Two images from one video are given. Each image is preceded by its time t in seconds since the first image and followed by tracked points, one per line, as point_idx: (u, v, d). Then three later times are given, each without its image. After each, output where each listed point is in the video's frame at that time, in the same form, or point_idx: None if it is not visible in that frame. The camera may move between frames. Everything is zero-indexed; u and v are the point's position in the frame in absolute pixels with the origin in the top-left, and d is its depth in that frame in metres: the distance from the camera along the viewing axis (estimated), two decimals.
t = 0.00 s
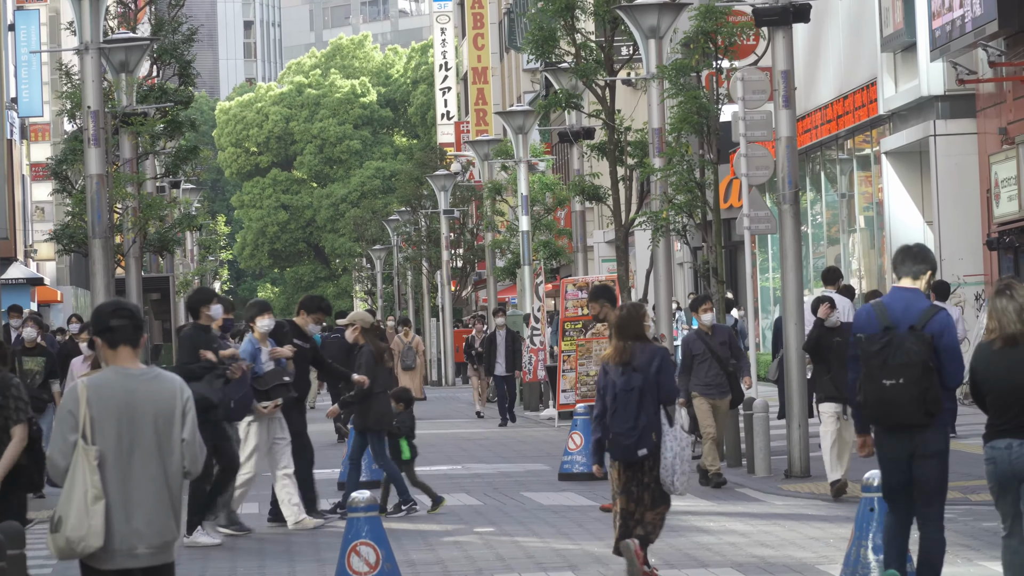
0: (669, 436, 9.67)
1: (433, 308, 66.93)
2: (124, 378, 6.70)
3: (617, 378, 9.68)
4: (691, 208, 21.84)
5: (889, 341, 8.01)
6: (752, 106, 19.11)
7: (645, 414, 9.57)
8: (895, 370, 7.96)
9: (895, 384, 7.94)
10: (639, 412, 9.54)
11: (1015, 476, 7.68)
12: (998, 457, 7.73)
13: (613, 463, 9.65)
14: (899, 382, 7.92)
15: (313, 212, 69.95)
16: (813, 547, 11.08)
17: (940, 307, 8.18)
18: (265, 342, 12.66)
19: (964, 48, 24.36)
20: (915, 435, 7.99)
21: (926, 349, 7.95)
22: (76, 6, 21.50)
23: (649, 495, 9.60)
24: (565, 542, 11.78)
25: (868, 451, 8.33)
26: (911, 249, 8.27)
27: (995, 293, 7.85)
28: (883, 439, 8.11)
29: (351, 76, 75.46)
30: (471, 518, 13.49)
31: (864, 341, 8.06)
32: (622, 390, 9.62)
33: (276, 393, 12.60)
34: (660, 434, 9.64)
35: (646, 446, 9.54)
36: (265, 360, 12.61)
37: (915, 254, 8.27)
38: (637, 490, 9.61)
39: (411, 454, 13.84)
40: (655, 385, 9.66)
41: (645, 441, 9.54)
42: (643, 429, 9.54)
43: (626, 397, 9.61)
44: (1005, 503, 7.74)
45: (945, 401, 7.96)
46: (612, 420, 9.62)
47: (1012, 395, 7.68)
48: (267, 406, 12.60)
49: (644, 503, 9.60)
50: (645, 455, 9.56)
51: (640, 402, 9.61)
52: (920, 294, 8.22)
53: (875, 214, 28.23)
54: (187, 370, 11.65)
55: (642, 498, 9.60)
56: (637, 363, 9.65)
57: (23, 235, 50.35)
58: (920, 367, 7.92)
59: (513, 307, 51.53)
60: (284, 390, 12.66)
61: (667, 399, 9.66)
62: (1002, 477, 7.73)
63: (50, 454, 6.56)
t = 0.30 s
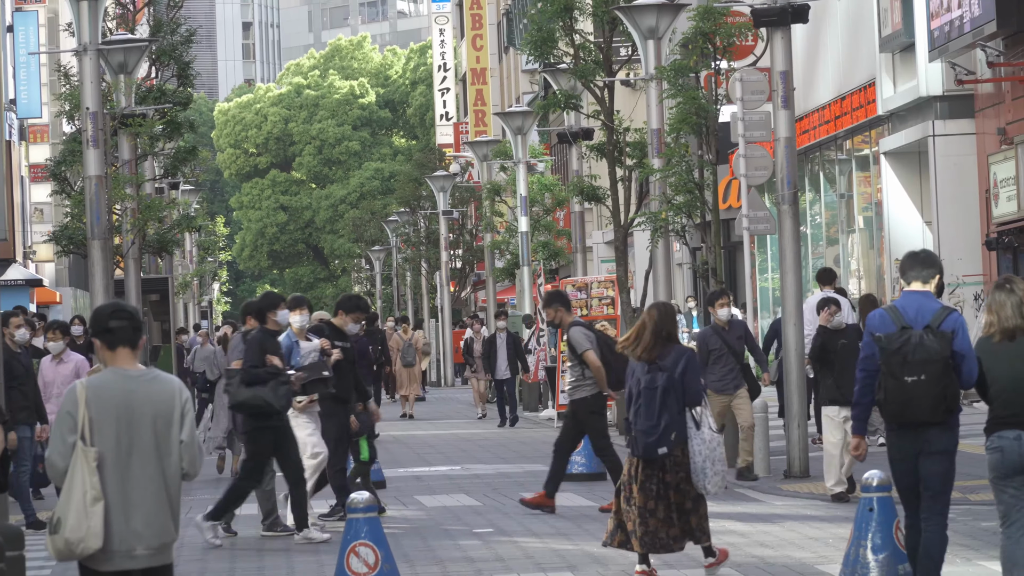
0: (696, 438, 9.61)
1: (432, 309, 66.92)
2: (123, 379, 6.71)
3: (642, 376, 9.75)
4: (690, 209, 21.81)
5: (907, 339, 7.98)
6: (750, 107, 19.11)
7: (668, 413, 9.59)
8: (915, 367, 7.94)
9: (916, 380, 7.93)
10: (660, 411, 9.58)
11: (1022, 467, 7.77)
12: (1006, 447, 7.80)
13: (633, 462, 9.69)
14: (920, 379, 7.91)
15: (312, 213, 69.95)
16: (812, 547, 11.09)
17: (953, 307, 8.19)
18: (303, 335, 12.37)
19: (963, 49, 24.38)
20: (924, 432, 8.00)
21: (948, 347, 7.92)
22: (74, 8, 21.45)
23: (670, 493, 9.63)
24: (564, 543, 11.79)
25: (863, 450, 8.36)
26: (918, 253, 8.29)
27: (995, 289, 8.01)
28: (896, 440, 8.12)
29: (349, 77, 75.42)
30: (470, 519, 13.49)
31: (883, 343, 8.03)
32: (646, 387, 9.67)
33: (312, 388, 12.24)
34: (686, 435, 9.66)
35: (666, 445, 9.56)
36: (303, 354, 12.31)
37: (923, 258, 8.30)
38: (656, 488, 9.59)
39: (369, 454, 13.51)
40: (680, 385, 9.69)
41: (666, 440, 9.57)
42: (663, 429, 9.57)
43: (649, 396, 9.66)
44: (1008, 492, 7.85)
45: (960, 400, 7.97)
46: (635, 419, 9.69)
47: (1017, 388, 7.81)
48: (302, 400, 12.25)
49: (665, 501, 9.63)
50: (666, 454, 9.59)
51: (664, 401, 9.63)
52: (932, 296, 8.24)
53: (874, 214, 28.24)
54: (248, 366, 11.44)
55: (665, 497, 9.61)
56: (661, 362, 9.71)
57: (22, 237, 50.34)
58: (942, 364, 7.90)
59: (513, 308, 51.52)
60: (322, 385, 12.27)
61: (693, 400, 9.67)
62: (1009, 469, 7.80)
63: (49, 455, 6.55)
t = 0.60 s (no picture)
0: (726, 437, 9.93)
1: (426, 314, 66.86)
2: (117, 385, 6.70)
3: (677, 374, 10.13)
4: (683, 213, 21.76)
5: (908, 341, 8.18)
6: (743, 110, 19.10)
7: (698, 411, 9.95)
8: (918, 369, 8.13)
9: (918, 382, 8.13)
10: (690, 409, 9.94)
11: None
12: (1019, 453, 8.00)
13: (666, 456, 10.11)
14: (923, 380, 8.12)
15: (306, 219, 69.89)
16: (806, 551, 11.10)
17: (950, 308, 8.42)
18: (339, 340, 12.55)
19: (956, 52, 24.41)
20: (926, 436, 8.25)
21: (948, 347, 8.15)
22: (67, 13, 21.36)
23: (697, 488, 10.00)
24: (558, 547, 11.80)
25: (878, 455, 8.52)
26: (913, 256, 8.54)
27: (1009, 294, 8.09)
28: (897, 441, 8.36)
29: (343, 83, 75.39)
30: (465, 524, 13.50)
31: (884, 344, 8.26)
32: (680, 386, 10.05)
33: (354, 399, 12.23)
34: (718, 433, 10.00)
35: (696, 442, 9.94)
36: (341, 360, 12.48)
37: (917, 260, 8.53)
38: (685, 483, 10.01)
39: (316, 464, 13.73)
40: (713, 385, 10.04)
41: (696, 438, 9.94)
42: (694, 427, 9.94)
43: (682, 394, 10.04)
44: (1017, 496, 8.10)
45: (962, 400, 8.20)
46: (668, 416, 10.08)
47: None
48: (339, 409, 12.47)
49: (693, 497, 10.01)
50: (697, 451, 9.97)
51: (695, 400, 10.00)
52: (929, 299, 8.49)
53: (867, 218, 28.25)
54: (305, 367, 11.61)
55: (694, 493, 10.00)
56: (696, 362, 10.07)
57: (15, 243, 50.24)
58: (944, 366, 8.10)
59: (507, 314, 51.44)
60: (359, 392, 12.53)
61: (724, 400, 9.99)
62: (1014, 471, 8.03)
63: (43, 461, 6.54)
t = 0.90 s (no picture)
0: (754, 445, 10.18)
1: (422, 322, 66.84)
2: (113, 392, 6.68)
3: (701, 386, 9.94)
4: (679, 221, 21.74)
5: (912, 357, 8.18)
6: (738, 119, 19.11)
7: (725, 420, 9.81)
8: (923, 384, 8.10)
9: (922, 397, 8.10)
10: (719, 419, 9.79)
11: None
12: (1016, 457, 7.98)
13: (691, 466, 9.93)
14: (926, 396, 8.09)
15: (302, 226, 69.86)
16: (802, 559, 11.07)
17: (954, 321, 8.47)
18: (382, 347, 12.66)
19: (951, 60, 24.43)
20: (933, 447, 8.25)
21: (952, 362, 8.15)
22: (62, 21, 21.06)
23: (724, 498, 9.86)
24: (554, 556, 11.77)
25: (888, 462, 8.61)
26: (917, 269, 8.60)
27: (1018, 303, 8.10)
28: (905, 450, 8.35)
29: (338, 90, 75.42)
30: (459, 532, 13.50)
31: (888, 357, 8.28)
32: (706, 397, 9.88)
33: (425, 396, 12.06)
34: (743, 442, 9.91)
35: (724, 451, 9.80)
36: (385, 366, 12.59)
37: (920, 273, 8.60)
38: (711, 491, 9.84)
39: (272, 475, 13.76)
40: (738, 395, 9.91)
41: (723, 446, 9.80)
42: (721, 436, 9.79)
43: (708, 403, 9.86)
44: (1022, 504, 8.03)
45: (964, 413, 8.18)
46: (693, 426, 9.90)
47: None
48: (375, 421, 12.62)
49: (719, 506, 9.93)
50: (723, 460, 9.82)
51: (722, 409, 9.86)
52: (934, 312, 8.56)
53: (863, 226, 28.25)
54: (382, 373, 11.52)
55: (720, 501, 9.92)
56: (723, 374, 9.88)
57: (11, 252, 50.23)
58: (948, 379, 8.10)
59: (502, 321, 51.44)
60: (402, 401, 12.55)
61: (751, 411, 9.88)
62: (1016, 482, 8.01)
63: (40, 468, 6.53)
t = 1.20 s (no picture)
0: (777, 444, 10.03)
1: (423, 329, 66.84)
2: (114, 397, 6.69)
3: (725, 385, 10.17)
4: (680, 229, 21.69)
5: (926, 356, 8.40)
6: (740, 126, 19.09)
7: (751, 420, 10.00)
8: (939, 381, 8.29)
9: (938, 395, 8.28)
10: (745, 417, 9.98)
11: None
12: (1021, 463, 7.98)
13: (717, 466, 10.07)
14: (942, 394, 8.26)
15: (302, 233, 69.84)
16: (804, 566, 11.06)
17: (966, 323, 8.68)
18: (427, 352, 12.97)
19: (952, 67, 24.42)
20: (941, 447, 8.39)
21: (965, 361, 8.34)
22: (64, 27, 21.24)
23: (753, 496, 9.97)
24: (556, 562, 11.75)
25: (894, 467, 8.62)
26: (926, 273, 8.84)
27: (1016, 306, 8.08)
28: (920, 453, 8.49)
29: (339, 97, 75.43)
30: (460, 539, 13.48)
31: (902, 357, 8.47)
32: (730, 396, 10.11)
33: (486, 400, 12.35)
34: (770, 441, 10.07)
35: (750, 450, 9.95)
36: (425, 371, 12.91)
37: (929, 277, 8.82)
38: (741, 491, 9.98)
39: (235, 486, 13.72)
40: (761, 394, 10.12)
41: (750, 445, 9.96)
42: (748, 434, 9.96)
43: (733, 403, 10.07)
44: None
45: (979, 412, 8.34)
46: (719, 425, 10.07)
47: None
48: (424, 425, 12.64)
49: (747, 507, 9.95)
50: (749, 459, 9.98)
51: (747, 408, 10.06)
52: (944, 315, 8.76)
53: (864, 233, 28.25)
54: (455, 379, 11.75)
55: (748, 501, 9.96)
56: (745, 372, 10.13)
57: (12, 258, 50.22)
58: (963, 377, 8.27)
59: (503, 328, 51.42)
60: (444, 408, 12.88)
61: (774, 409, 10.08)
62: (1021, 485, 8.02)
63: (41, 475, 6.51)
